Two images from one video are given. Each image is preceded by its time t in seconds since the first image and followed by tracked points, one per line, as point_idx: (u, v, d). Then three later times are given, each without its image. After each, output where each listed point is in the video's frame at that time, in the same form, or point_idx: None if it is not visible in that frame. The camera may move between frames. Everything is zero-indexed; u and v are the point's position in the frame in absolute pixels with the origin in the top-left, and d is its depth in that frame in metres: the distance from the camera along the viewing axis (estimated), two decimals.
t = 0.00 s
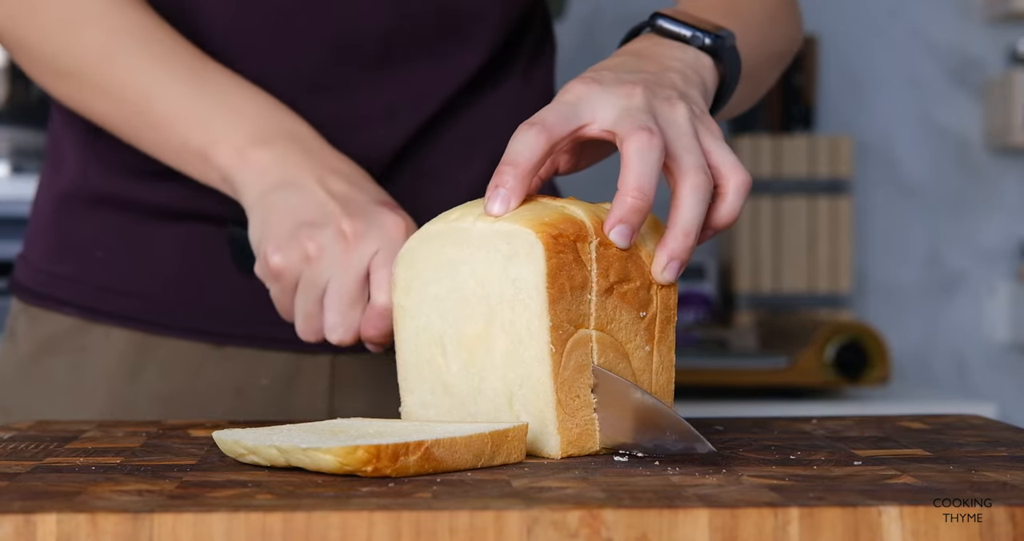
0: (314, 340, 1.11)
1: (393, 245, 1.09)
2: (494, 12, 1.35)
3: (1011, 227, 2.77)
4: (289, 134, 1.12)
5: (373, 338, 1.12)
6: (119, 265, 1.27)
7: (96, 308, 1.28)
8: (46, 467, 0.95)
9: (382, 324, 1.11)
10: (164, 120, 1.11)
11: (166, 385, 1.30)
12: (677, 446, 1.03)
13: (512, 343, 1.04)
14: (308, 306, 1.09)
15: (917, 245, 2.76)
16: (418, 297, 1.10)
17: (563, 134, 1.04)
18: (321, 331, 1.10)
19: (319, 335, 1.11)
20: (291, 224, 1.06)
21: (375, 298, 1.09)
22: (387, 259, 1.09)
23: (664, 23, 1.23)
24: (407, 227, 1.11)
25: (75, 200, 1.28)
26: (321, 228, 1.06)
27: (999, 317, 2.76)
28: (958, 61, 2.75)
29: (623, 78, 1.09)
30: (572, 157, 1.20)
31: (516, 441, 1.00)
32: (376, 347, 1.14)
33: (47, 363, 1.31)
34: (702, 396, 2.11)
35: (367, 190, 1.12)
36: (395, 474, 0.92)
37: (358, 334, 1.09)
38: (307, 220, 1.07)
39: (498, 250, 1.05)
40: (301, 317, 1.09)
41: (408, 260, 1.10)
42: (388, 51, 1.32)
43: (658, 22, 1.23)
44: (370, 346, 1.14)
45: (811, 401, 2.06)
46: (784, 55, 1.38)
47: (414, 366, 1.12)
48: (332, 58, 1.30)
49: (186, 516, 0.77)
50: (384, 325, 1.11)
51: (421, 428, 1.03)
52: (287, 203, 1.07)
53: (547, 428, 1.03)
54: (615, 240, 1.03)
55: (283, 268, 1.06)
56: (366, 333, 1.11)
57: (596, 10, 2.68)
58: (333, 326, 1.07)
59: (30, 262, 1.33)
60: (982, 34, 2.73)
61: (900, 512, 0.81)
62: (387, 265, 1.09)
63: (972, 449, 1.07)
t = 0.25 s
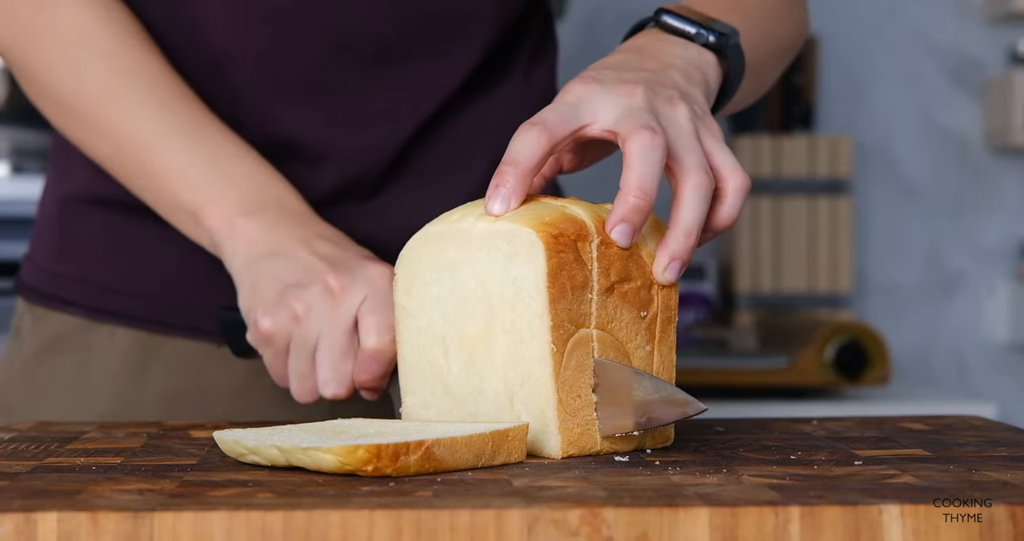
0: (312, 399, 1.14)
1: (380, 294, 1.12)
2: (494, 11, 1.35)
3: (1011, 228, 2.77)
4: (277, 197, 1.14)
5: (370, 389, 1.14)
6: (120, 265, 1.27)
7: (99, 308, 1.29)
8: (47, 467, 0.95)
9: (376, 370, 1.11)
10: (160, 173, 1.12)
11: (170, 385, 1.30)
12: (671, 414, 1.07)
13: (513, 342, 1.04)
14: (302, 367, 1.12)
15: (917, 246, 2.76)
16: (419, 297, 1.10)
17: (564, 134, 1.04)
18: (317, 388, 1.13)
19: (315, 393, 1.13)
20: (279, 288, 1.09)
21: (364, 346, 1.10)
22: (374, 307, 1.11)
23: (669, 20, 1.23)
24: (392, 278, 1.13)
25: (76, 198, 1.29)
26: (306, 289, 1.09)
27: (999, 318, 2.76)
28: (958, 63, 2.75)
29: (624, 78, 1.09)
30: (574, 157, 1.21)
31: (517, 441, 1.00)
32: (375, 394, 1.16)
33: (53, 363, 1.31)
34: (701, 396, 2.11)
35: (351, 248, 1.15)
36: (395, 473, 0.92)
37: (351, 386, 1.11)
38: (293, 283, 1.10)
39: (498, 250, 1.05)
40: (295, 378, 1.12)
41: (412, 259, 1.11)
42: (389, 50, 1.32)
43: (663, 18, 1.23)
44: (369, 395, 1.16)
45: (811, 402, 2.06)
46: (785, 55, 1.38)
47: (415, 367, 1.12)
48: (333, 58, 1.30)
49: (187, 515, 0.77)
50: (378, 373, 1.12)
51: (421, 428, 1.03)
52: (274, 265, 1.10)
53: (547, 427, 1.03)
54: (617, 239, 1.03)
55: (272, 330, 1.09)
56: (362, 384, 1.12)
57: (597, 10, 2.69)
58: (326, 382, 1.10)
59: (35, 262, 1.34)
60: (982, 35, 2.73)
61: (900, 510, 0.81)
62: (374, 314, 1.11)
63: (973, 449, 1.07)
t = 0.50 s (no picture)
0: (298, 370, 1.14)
1: (371, 275, 1.10)
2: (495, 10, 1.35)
3: (1011, 227, 2.77)
4: (267, 166, 1.14)
5: (357, 366, 1.13)
6: (121, 265, 1.27)
7: (98, 305, 1.29)
8: (46, 467, 0.95)
9: (363, 350, 1.11)
10: (155, 146, 1.13)
11: (165, 381, 1.30)
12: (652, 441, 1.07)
13: (511, 343, 1.04)
14: (287, 337, 1.11)
15: (917, 245, 2.76)
16: (418, 297, 1.10)
17: (564, 136, 1.04)
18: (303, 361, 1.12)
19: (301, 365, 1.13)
20: (268, 258, 1.09)
21: (351, 323, 1.09)
22: (365, 286, 1.10)
23: (666, 20, 1.23)
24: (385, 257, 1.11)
25: (77, 199, 1.29)
26: (297, 260, 1.08)
27: (999, 317, 2.76)
28: (959, 61, 2.75)
29: (624, 80, 1.09)
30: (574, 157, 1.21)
31: (516, 441, 1.00)
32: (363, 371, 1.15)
33: (50, 358, 1.31)
34: (701, 396, 2.11)
35: (343, 220, 1.14)
36: (395, 473, 0.92)
37: (337, 362, 1.11)
38: (283, 253, 1.09)
39: (496, 250, 1.05)
40: (280, 347, 1.12)
41: (408, 259, 1.11)
42: (390, 49, 1.32)
43: (659, 19, 1.23)
44: (355, 372, 1.15)
45: (812, 401, 2.06)
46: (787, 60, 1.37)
47: (414, 364, 1.12)
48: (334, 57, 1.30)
49: (186, 515, 0.77)
50: (365, 353, 1.11)
51: (421, 428, 1.03)
52: (263, 236, 1.09)
53: (546, 428, 1.03)
54: (617, 240, 1.03)
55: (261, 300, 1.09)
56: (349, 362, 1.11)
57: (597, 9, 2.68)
58: (312, 354, 1.10)
59: (36, 263, 1.33)
60: (982, 34, 2.74)
61: (900, 511, 0.81)
62: (363, 292, 1.09)
63: (972, 449, 1.07)
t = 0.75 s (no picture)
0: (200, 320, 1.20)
1: (277, 245, 1.14)
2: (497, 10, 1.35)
3: (1011, 227, 2.77)
4: (190, 125, 1.18)
5: (256, 323, 1.19)
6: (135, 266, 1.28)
7: (114, 307, 1.29)
8: (46, 467, 0.95)
9: (262, 313, 1.17)
10: (79, 105, 1.17)
11: (179, 382, 1.30)
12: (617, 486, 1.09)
13: (512, 342, 1.04)
14: (193, 290, 1.16)
15: (917, 246, 2.76)
16: (419, 297, 1.11)
17: (564, 137, 1.04)
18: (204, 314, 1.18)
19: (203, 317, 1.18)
20: (179, 215, 1.14)
21: (252, 288, 1.15)
22: (269, 255, 1.14)
23: (668, 20, 1.23)
24: (292, 226, 1.15)
25: (90, 200, 1.29)
26: (205, 222, 1.13)
27: (999, 318, 2.76)
28: (959, 62, 2.75)
29: (624, 80, 1.10)
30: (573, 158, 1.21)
31: (516, 441, 1.00)
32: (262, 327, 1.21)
33: (63, 362, 1.31)
34: (701, 397, 2.11)
35: (259, 184, 1.17)
36: (395, 473, 0.92)
37: (236, 319, 1.17)
38: (193, 212, 1.13)
39: (497, 249, 1.05)
40: (185, 297, 1.17)
41: (409, 258, 1.12)
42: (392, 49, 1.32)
43: (660, 18, 1.23)
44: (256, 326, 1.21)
45: (812, 402, 2.06)
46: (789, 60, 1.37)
47: (412, 364, 1.13)
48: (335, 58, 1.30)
49: (186, 515, 0.77)
50: (265, 314, 1.17)
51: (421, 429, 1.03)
52: (176, 191, 1.14)
53: (546, 427, 1.03)
54: (618, 239, 1.04)
55: (171, 255, 1.15)
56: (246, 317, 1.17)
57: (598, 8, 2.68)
58: (213, 310, 1.16)
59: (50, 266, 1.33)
60: (981, 34, 2.74)
61: (900, 511, 0.81)
62: (266, 261, 1.14)
63: (972, 448, 1.07)
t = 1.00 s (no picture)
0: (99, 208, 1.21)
1: (181, 148, 1.17)
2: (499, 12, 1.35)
3: (1011, 227, 2.77)
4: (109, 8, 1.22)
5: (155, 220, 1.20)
6: (146, 265, 1.28)
7: (124, 308, 1.29)
8: (46, 467, 0.95)
9: (162, 212, 1.18)
10: None
11: (186, 382, 1.31)
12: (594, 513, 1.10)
13: (513, 341, 1.04)
14: (101, 166, 1.18)
15: (917, 245, 2.76)
16: (421, 295, 1.11)
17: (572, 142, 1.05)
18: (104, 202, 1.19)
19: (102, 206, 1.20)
20: (92, 95, 1.17)
21: (155, 183, 1.17)
22: (174, 156, 1.17)
23: (678, 44, 1.22)
24: (200, 127, 1.18)
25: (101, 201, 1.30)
26: (116, 106, 1.16)
27: (999, 317, 2.76)
28: (959, 61, 2.75)
29: (631, 94, 1.11)
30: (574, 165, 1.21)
31: (516, 441, 1.00)
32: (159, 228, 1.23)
33: (72, 361, 1.31)
34: (701, 397, 2.11)
35: (171, 78, 1.21)
36: (395, 474, 0.92)
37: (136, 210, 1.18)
38: (106, 94, 1.17)
39: (500, 247, 1.05)
40: (93, 174, 1.19)
41: (412, 257, 1.12)
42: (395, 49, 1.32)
43: (671, 42, 1.23)
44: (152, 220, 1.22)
45: (812, 401, 2.06)
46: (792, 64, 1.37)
47: (415, 363, 1.13)
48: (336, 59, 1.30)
49: (186, 516, 0.77)
50: (165, 213, 1.18)
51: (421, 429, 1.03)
52: (90, 70, 1.17)
53: (547, 427, 1.03)
54: (619, 237, 1.03)
55: (78, 133, 1.17)
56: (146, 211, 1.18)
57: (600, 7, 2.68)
58: (114, 195, 1.17)
59: (61, 267, 1.33)
60: (981, 34, 2.74)
61: (900, 512, 0.81)
62: (172, 159, 1.17)
63: (972, 449, 1.07)
